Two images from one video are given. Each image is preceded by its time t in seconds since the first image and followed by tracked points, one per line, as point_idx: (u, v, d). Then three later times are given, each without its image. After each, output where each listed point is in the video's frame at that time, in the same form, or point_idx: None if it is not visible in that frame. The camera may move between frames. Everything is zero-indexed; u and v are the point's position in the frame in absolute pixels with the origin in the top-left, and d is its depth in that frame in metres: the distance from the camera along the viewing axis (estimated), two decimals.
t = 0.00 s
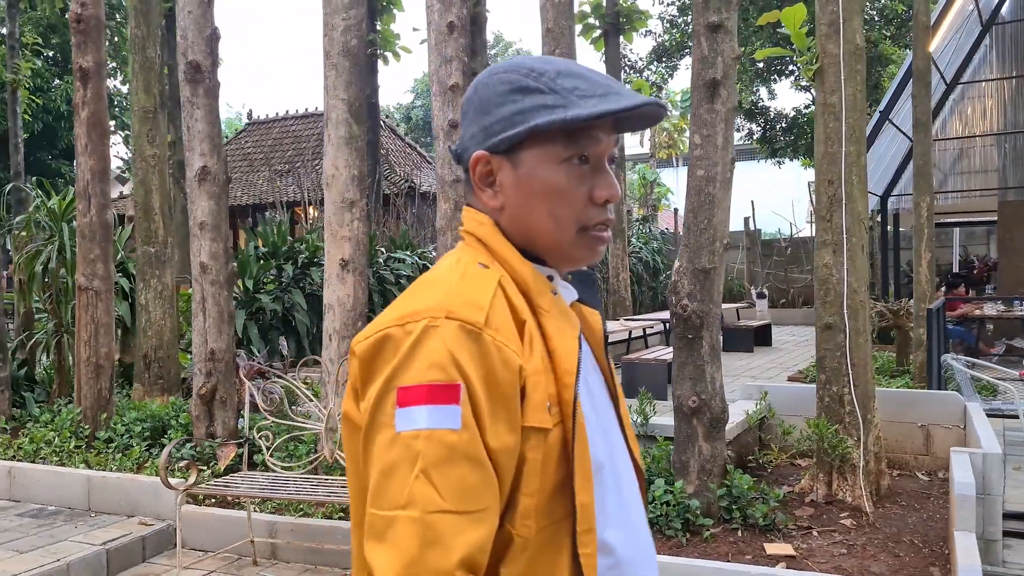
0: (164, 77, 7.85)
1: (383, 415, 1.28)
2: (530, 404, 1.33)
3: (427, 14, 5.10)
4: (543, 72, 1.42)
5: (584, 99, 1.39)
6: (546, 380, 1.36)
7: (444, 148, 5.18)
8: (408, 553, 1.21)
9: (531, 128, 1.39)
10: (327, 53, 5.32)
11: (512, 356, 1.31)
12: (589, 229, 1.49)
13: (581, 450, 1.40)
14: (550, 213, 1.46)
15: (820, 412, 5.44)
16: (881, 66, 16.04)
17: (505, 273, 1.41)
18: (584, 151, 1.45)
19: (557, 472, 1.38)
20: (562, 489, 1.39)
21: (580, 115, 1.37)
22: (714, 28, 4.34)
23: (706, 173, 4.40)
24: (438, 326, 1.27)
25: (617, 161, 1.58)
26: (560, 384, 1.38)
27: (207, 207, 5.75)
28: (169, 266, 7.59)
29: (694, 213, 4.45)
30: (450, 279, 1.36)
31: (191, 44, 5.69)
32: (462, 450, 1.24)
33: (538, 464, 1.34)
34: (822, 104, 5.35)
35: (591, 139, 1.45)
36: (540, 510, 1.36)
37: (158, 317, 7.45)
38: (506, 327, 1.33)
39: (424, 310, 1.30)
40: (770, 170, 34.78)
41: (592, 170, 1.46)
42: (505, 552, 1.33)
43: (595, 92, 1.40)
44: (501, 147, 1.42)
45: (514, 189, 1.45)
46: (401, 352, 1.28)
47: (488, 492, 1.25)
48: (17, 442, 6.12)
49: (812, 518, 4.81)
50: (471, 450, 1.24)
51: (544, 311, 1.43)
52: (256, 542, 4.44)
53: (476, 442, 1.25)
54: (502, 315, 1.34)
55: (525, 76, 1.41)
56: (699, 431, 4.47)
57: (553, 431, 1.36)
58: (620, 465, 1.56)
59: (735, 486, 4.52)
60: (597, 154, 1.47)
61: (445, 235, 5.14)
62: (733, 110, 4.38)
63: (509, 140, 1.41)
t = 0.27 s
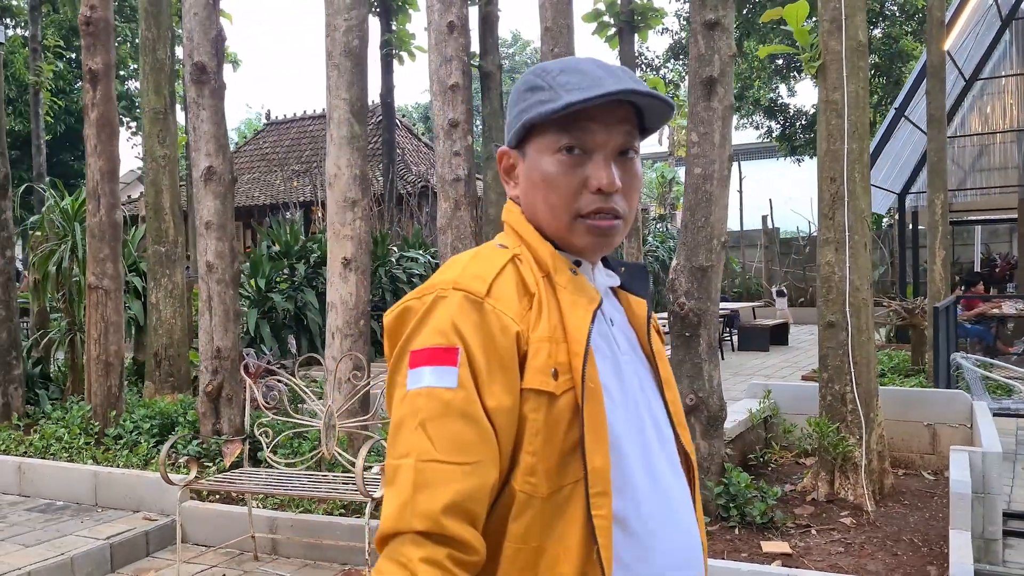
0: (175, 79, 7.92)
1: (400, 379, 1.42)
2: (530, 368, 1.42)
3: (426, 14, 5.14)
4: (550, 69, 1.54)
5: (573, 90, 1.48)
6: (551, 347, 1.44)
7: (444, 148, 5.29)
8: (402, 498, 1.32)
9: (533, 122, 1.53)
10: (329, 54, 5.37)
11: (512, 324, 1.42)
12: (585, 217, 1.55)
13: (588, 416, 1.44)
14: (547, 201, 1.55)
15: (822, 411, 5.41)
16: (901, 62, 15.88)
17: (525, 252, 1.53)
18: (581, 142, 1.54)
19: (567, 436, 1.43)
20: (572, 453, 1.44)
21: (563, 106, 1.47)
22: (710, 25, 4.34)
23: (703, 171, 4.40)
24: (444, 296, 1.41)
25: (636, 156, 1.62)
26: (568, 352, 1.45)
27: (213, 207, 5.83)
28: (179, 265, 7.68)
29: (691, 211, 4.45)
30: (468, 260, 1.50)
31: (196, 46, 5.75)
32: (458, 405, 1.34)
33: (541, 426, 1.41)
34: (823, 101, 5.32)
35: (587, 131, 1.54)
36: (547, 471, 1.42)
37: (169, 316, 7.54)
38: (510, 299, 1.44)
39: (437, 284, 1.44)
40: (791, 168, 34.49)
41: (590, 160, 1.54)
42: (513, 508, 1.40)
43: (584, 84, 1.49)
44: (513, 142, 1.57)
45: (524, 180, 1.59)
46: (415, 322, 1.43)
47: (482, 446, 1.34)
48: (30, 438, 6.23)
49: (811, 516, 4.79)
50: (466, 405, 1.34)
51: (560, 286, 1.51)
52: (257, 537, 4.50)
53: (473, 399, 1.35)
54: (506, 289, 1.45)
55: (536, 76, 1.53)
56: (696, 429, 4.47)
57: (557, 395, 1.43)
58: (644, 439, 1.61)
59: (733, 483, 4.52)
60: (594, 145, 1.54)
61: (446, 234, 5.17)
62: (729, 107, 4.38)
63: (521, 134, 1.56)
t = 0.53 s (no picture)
0: (179, 74, 7.95)
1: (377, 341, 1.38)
2: (499, 336, 1.34)
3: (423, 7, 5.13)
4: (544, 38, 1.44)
5: (565, 63, 1.38)
6: (524, 317, 1.35)
7: (442, 141, 5.29)
8: (371, 452, 1.29)
9: (527, 95, 1.43)
10: (327, 48, 5.38)
11: (483, 293, 1.34)
12: (577, 190, 1.43)
13: (560, 387, 1.36)
14: (538, 176, 1.45)
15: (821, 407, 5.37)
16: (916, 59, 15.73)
17: (514, 224, 1.44)
18: (572, 113, 1.43)
19: (537, 406, 1.35)
20: (543, 424, 1.36)
21: (553, 77, 1.38)
22: (705, 17, 4.31)
23: (697, 163, 4.38)
24: (422, 265, 1.34)
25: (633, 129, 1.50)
26: (544, 322, 1.37)
27: (212, 201, 5.86)
28: (182, 260, 7.71)
29: (686, 204, 4.44)
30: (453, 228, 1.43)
31: (196, 40, 5.77)
32: (423, 369, 1.28)
33: (508, 395, 1.33)
34: (823, 94, 5.27)
35: (579, 101, 1.43)
36: (513, 442, 1.34)
37: (171, 311, 7.58)
38: (486, 269, 1.36)
39: (416, 250, 1.38)
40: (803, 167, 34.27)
41: (580, 131, 1.43)
42: (478, 475, 1.34)
43: (575, 56, 1.38)
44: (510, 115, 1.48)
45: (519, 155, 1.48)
46: (393, 284, 1.37)
47: (447, 411, 1.28)
48: (31, 430, 6.27)
49: (807, 511, 4.77)
50: (433, 370, 1.28)
51: (544, 259, 1.41)
52: (252, 529, 4.51)
53: (442, 365, 1.29)
54: (483, 259, 1.37)
55: (532, 49, 1.44)
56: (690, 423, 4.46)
57: (528, 365, 1.34)
58: (628, 414, 1.51)
59: (727, 477, 4.51)
60: (586, 116, 1.43)
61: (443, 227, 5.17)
62: (725, 100, 4.35)
63: (517, 107, 1.47)
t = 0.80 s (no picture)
0: (185, 73, 7.99)
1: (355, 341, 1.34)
2: (476, 332, 1.29)
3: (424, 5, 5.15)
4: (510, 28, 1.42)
5: (530, 52, 1.36)
6: (501, 312, 1.31)
7: (442, 139, 5.31)
8: (350, 452, 1.25)
9: (497, 85, 1.41)
10: (328, 46, 5.40)
11: (457, 290, 1.29)
12: (550, 180, 1.41)
13: (540, 382, 1.31)
14: (510, 168, 1.43)
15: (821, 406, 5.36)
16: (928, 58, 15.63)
17: (492, 218, 1.41)
18: (541, 103, 1.40)
19: (516, 402, 1.30)
20: (523, 420, 1.31)
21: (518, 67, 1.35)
22: (704, 15, 4.31)
23: (695, 161, 4.39)
24: (397, 262, 1.31)
25: (609, 115, 1.47)
26: (522, 316, 1.32)
27: (215, 198, 5.89)
28: (187, 257, 7.75)
29: (683, 201, 4.43)
30: (430, 224, 1.39)
31: (200, 39, 5.81)
32: (399, 367, 1.24)
33: (487, 391, 1.28)
34: (824, 93, 5.26)
35: (548, 91, 1.40)
36: (493, 439, 1.29)
37: (176, 308, 7.63)
38: (461, 266, 1.32)
39: (392, 247, 1.34)
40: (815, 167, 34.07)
41: (551, 121, 1.40)
42: (458, 473, 1.29)
43: (541, 44, 1.36)
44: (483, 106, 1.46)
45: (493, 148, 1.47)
46: (370, 283, 1.34)
47: (423, 408, 1.24)
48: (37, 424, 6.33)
49: (805, 510, 4.76)
50: (409, 367, 1.24)
51: (522, 252, 1.37)
52: (251, 524, 4.54)
53: (419, 362, 1.25)
54: (458, 254, 1.33)
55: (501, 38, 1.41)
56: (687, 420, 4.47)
57: (506, 360, 1.29)
58: (616, 408, 1.45)
59: (724, 476, 4.51)
60: (556, 105, 1.40)
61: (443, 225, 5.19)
62: (723, 97, 4.35)
63: (488, 99, 1.45)
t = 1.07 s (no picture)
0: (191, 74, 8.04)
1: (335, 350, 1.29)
2: (458, 333, 1.25)
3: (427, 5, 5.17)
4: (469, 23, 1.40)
5: (490, 45, 1.34)
6: (482, 311, 1.26)
7: (444, 139, 5.32)
8: (335, 464, 1.20)
9: (461, 81, 1.40)
10: (331, 46, 5.43)
11: (436, 291, 1.25)
12: (521, 174, 1.39)
13: (526, 381, 1.26)
14: (480, 165, 1.42)
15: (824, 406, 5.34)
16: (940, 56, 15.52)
17: (467, 215, 1.38)
18: (506, 97, 1.39)
19: (502, 403, 1.25)
20: (510, 421, 1.26)
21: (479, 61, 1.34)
22: (704, 14, 4.31)
23: (696, 161, 4.38)
24: (373, 266, 1.26)
25: (576, 104, 1.45)
26: (505, 313, 1.28)
27: (219, 198, 5.93)
28: (194, 257, 7.80)
29: (684, 201, 4.43)
30: (405, 226, 1.35)
31: (204, 39, 5.84)
32: (381, 374, 1.19)
33: (473, 393, 1.24)
34: (827, 92, 5.25)
35: (512, 83, 1.38)
36: (480, 442, 1.24)
37: (183, 307, 7.68)
38: (439, 265, 1.27)
39: (368, 251, 1.30)
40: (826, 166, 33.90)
41: (517, 114, 1.39)
42: (446, 478, 1.24)
43: (501, 36, 1.34)
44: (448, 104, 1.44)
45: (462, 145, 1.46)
46: (347, 291, 1.29)
47: (407, 415, 1.19)
48: (44, 423, 6.39)
49: (806, 510, 4.75)
50: (391, 373, 1.19)
51: (499, 248, 1.33)
52: (253, 522, 4.56)
53: (401, 368, 1.20)
54: (436, 253, 1.28)
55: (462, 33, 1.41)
56: (687, 420, 4.47)
57: (490, 359, 1.25)
58: (608, 405, 1.40)
59: (725, 475, 4.51)
60: (521, 98, 1.39)
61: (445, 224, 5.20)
62: (723, 97, 4.35)
63: (453, 97, 1.44)
